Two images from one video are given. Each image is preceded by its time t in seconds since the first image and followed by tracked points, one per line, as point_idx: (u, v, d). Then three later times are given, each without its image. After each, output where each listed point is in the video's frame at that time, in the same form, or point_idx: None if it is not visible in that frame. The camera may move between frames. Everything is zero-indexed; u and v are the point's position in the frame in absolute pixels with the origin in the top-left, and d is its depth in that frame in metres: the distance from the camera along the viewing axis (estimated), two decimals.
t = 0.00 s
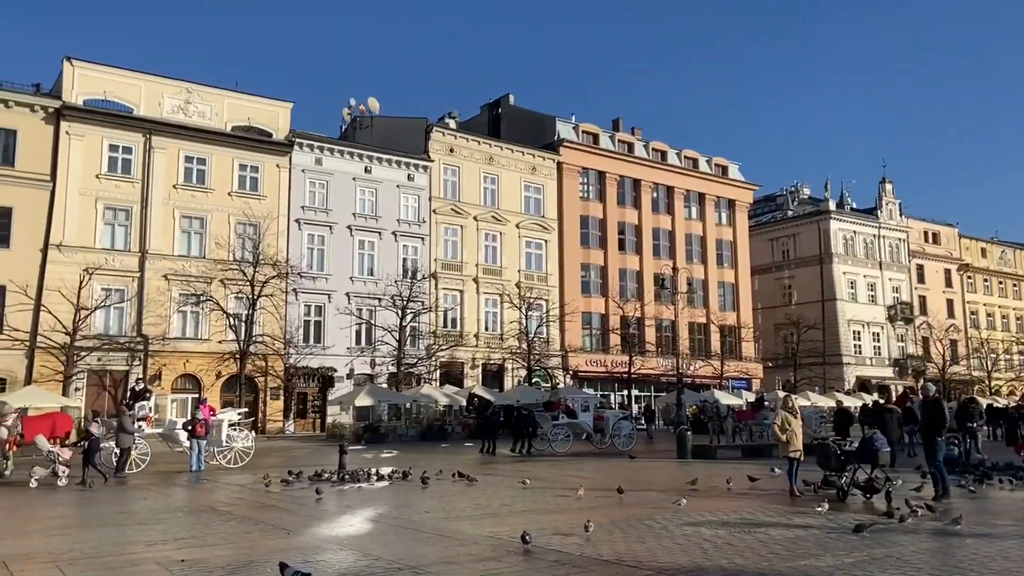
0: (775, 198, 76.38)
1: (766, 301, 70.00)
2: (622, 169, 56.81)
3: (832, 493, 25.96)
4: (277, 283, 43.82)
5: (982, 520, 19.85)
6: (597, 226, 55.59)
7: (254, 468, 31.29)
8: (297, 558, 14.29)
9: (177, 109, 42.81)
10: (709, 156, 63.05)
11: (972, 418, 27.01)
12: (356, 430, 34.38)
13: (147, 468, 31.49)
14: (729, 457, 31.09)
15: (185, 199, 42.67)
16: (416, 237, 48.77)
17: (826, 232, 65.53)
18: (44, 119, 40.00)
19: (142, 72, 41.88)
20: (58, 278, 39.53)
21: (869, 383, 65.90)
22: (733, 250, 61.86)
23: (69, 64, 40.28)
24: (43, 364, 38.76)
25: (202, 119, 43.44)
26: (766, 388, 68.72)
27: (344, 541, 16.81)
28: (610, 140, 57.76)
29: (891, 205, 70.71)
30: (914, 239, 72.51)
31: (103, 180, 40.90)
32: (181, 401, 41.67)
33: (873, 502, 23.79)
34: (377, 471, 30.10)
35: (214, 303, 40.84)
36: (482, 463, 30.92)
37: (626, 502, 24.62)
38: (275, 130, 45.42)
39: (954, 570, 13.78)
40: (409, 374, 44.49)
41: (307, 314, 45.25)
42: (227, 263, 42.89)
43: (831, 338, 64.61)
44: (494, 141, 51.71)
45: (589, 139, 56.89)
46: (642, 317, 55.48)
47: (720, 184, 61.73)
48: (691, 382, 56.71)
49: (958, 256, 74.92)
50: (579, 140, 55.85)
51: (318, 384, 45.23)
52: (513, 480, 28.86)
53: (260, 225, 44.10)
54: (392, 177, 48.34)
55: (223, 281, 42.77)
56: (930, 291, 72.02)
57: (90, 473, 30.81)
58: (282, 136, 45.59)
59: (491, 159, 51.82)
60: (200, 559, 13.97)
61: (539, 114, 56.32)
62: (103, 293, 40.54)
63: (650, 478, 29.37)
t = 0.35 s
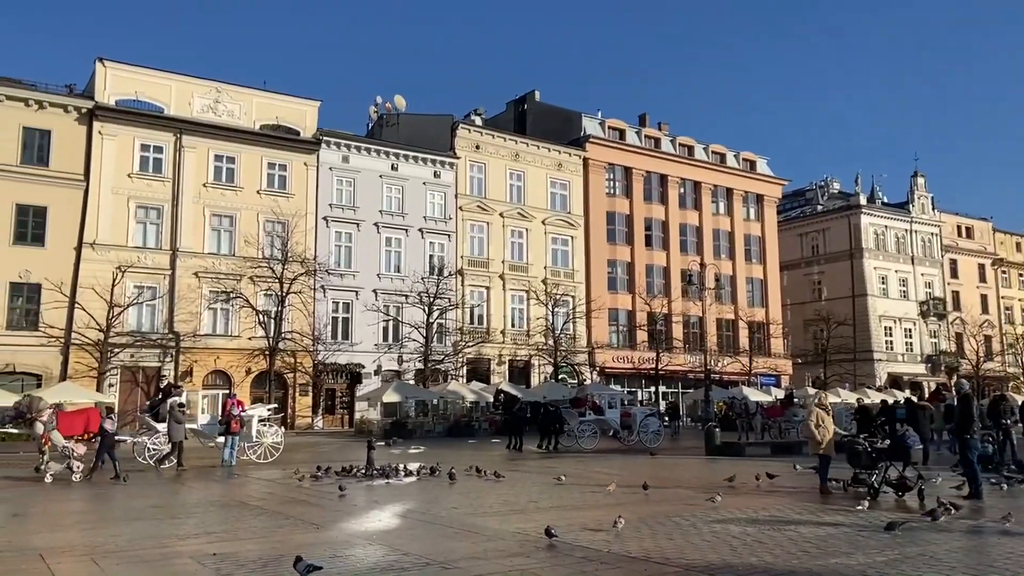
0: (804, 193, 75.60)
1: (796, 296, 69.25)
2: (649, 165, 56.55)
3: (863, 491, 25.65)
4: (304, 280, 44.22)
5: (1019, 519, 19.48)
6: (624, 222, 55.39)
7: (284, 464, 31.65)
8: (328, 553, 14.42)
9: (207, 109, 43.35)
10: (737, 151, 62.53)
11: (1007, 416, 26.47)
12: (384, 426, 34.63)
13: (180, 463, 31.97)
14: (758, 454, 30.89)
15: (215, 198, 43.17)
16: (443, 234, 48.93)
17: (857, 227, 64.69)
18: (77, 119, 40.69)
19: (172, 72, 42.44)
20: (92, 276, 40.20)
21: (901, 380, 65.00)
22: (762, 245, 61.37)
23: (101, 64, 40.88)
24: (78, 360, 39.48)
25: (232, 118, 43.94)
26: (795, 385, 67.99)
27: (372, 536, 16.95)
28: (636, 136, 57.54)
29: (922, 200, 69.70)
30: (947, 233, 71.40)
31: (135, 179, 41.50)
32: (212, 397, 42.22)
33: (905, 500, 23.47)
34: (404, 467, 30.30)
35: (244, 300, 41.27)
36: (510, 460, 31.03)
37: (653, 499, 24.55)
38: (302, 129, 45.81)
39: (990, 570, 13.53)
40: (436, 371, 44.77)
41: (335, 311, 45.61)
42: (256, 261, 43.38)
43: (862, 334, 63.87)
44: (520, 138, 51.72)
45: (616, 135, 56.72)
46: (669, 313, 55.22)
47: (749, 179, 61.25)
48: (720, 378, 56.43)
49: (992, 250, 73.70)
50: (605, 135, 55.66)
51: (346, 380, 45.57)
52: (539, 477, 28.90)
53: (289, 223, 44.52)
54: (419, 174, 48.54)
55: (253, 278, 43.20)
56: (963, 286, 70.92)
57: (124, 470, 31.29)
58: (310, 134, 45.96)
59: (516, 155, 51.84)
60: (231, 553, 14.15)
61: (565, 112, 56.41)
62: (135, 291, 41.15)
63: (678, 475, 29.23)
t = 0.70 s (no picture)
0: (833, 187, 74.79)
1: (824, 292, 68.39)
2: (675, 160, 56.18)
3: (891, 489, 25.28)
4: (331, 276, 44.62)
5: None
6: (648, 217, 55.14)
7: (312, 458, 32.00)
8: (355, 546, 14.53)
9: (234, 107, 43.78)
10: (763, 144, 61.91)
11: None
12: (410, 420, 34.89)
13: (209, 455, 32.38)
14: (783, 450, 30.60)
15: (243, 195, 43.67)
16: (467, 229, 49.00)
17: (887, 221, 63.75)
18: (108, 119, 41.32)
19: (201, 71, 42.94)
20: (124, 273, 40.89)
21: (931, 375, 64.11)
22: (789, 239, 60.83)
23: (132, 64, 41.45)
24: (110, 355, 40.21)
25: (259, 116, 44.34)
26: (823, 381, 67.26)
27: (399, 530, 17.04)
28: (661, 130, 57.20)
29: (955, 193, 68.62)
30: (979, 227, 70.24)
31: (165, 178, 42.05)
32: (240, 391, 42.79)
33: (933, 498, 23.09)
34: (431, 461, 30.47)
35: (272, 296, 41.76)
36: (534, 455, 31.13)
37: (676, 496, 24.47)
38: (328, 126, 46.12)
39: None
40: (461, 366, 45.12)
41: (359, 306, 45.92)
42: (284, 257, 43.78)
43: (890, 329, 62.97)
44: (543, 133, 51.67)
45: (640, 130, 56.37)
46: (694, 309, 54.95)
47: (777, 173, 60.68)
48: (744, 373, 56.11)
49: None
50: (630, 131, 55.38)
51: (372, 375, 45.81)
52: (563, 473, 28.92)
53: (315, 219, 44.89)
54: (443, 169, 48.64)
55: (280, 274, 43.62)
56: (995, 280, 69.85)
57: (156, 463, 31.82)
58: (335, 131, 46.25)
59: (541, 150, 51.80)
60: (260, 546, 14.31)
61: (591, 106, 55.89)
62: (165, 286, 41.76)
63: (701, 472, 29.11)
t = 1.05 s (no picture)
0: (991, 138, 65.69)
1: (982, 284, 59.20)
2: (769, 103, 46.93)
3: None
4: (304, 262, 36.72)
5: None
6: (734, 179, 45.78)
7: (280, 506, 23.65)
8: None
9: (175, 34, 36.16)
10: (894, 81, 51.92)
11: None
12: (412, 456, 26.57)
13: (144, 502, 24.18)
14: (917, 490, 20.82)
15: (185, 151, 36.04)
16: (488, 200, 40.50)
17: None
18: (8, 51, 34.16)
19: None
20: (29, 257, 33.78)
21: None
22: (928, 211, 51.09)
23: None
24: (11, 367, 33.17)
25: (207, 45, 36.65)
26: (978, 403, 58.43)
27: None
28: (751, 60, 47.75)
29: None
30: None
31: (81, 129, 34.78)
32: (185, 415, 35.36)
33: None
34: (440, 512, 21.89)
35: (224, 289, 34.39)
36: (578, 504, 22.56)
37: (778, 561, 15.59)
38: (299, 58, 38.08)
39: None
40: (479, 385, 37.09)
41: (343, 304, 37.92)
42: (240, 236, 36.23)
43: None
44: (590, 68, 42.73)
45: (722, 59, 47.17)
46: (795, 307, 46.40)
47: (908, 118, 50.92)
48: (871, 395, 47.54)
49: None
50: (708, 63, 46.20)
51: (359, 396, 37.98)
52: (618, 529, 20.22)
53: (282, 184, 37.02)
54: (455, 118, 40.30)
55: (234, 260, 36.02)
56: None
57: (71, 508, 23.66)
58: (308, 65, 38.17)
59: (586, 91, 42.88)
60: None
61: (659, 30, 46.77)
62: (85, 276, 34.57)
63: (813, 528, 20.17)
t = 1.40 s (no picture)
0: None
1: None
2: (830, 70, 44.46)
3: None
4: (320, 246, 34.92)
5: None
6: (792, 155, 43.36)
7: (295, 511, 21.76)
8: None
9: None
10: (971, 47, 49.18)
11: None
12: (439, 459, 24.64)
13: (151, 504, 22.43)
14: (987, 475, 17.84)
15: (192, 127, 34.22)
16: (522, 178, 38.44)
17: None
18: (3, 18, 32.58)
19: None
20: (26, 243, 32.19)
21: None
22: (1005, 187, 48.54)
23: None
24: (7, 361, 31.52)
25: (216, 11, 34.87)
26: None
27: None
28: (812, 23, 45.15)
29: None
30: None
31: (81, 103, 33.08)
32: (193, 413, 33.59)
33: None
34: (468, 517, 19.90)
35: (236, 276, 32.59)
36: (619, 511, 20.49)
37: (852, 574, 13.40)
38: (314, 25, 36.19)
39: None
40: (512, 380, 35.27)
41: (363, 292, 36.06)
42: (252, 218, 34.39)
43: None
44: (634, 33, 40.47)
45: (783, 22, 44.56)
46: (860, 297, 44.27)
47: (985, 87, 48.25)
48: (944, 393, 45.33)
49: None
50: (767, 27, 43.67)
51: (383, 393, 36.16)
52: (665, 538, 18.14)
53: (297, 161, 35.13)
54: (485, 90, 38.27)
55: (246, 244, 34.14)
56: None
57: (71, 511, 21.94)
58: (324, 32, 36.27)
59: (630, 59, 40.57)
60: None
61: None
62: (85, 262, 32.87)
63: (883, 538, 17.92)
